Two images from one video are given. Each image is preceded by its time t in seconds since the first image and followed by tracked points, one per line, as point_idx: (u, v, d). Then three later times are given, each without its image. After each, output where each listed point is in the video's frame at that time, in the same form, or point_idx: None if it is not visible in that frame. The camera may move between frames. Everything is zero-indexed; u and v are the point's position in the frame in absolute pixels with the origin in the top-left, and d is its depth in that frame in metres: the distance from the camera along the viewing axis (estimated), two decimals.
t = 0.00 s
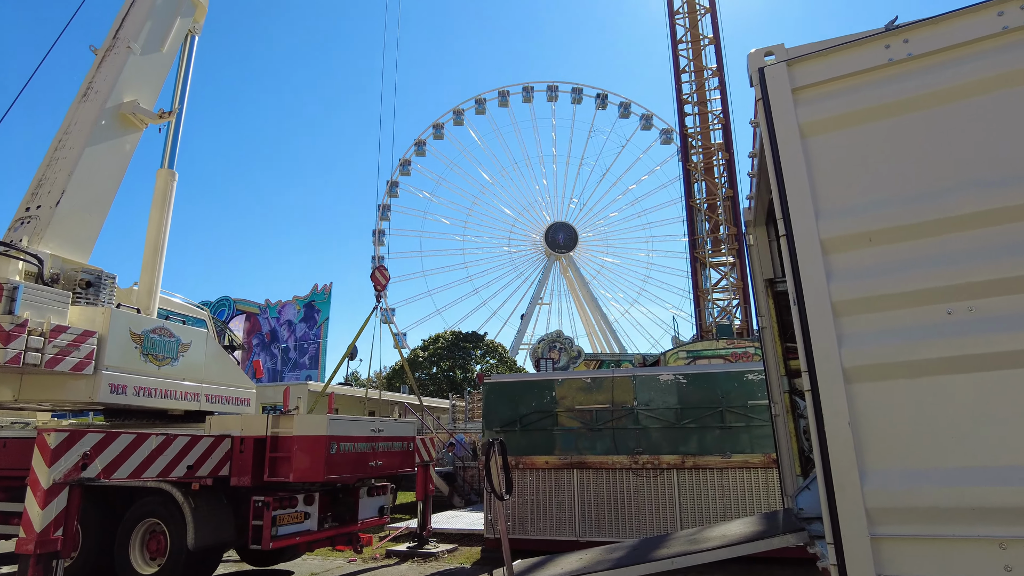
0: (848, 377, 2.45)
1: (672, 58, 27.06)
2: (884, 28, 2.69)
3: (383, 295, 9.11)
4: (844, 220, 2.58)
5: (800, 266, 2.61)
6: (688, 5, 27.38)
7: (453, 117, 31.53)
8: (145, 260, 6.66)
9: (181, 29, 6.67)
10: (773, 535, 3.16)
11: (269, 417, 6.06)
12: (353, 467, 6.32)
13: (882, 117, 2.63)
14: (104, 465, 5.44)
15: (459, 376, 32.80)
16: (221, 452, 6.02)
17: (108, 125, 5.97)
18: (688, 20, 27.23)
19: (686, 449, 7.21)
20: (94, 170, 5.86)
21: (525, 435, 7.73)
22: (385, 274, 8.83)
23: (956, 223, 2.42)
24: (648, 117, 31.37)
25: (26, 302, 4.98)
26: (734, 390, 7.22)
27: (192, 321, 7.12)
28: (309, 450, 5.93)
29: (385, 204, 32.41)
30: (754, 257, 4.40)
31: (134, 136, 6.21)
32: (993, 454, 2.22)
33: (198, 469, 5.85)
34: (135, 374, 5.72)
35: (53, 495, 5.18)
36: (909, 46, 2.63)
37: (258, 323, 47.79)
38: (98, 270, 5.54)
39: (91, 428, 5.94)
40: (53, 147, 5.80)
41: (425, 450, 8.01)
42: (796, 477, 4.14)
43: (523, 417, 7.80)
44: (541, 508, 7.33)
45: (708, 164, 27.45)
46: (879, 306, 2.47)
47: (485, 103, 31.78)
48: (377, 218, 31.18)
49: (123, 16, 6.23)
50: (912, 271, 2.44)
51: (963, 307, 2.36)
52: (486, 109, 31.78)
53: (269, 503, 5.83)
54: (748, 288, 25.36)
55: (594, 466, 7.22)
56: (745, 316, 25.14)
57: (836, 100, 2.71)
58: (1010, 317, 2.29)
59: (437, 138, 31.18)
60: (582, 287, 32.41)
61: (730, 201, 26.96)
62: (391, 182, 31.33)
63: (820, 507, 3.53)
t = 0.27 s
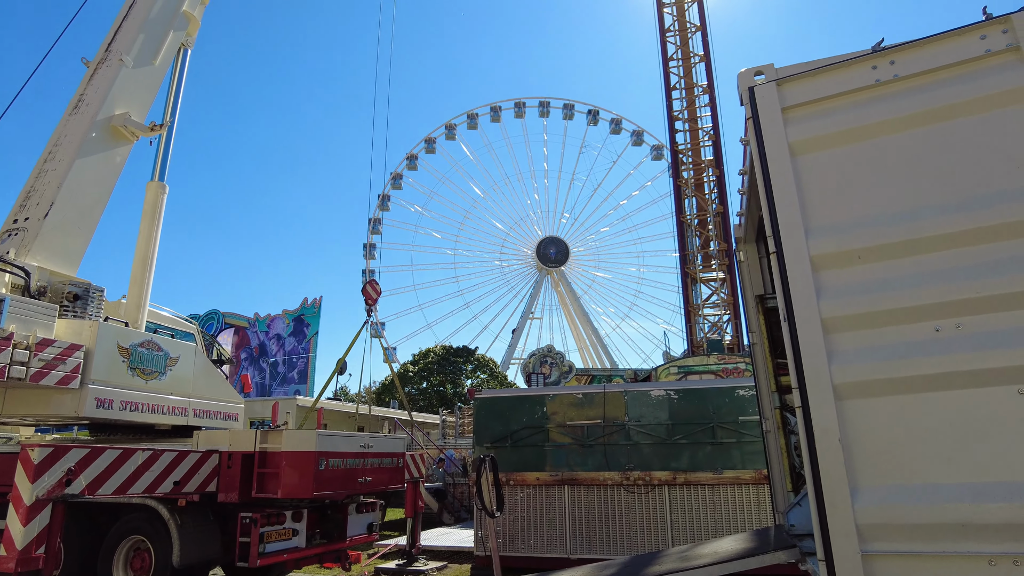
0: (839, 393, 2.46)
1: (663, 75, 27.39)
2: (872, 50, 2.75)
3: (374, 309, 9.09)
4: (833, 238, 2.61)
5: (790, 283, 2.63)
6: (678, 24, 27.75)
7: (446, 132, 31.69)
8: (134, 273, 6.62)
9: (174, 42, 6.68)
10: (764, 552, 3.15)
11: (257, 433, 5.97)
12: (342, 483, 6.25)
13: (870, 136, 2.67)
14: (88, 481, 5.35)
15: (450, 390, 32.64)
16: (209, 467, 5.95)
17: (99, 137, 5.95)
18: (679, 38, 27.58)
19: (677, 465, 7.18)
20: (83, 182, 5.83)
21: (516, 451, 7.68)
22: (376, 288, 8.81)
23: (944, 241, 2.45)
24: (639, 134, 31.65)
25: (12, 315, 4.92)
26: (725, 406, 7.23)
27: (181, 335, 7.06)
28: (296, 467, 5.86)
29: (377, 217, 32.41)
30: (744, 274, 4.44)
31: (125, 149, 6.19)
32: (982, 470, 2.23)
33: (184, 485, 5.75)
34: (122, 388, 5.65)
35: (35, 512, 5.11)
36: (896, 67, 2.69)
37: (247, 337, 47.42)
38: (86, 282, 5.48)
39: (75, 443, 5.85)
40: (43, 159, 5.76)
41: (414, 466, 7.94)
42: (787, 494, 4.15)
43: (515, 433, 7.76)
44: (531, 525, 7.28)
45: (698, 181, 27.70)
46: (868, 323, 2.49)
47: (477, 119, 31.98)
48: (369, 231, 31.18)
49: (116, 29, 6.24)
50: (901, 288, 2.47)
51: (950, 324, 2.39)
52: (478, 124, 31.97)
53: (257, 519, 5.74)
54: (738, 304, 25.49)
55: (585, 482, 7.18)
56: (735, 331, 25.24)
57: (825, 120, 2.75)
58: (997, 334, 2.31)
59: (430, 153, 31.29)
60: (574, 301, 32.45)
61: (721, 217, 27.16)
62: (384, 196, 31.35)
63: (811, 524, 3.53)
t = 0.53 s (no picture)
0: (830, 403, 2.48)
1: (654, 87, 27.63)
2: (861, 64, 2.80)
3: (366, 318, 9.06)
4: (824, 248, 2.64)
5: (782, 294, 2.65)
6: (670, 37, 28.02)
7: (438, 142, 31.78)
8: (124, 281, 6.57)
9: (167, 51, 6.69)
10: (756, 562, 3.15)
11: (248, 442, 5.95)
12: (332, 494, 6.21)
13: (859, 149, 2.71)
14: (75, 491, 5.31)
15: (441, 400, 32.51)
16: (198, 477, 5.87)
17: (91, 145, 5.93)
18: (671, 51, 27.83)
19: (669, 475, 7.18)
20: (74, 190, 5.80)
21: (507, 461, 7.66)
22: (368, 297, 8.80)
23: (933, 252, 2.48)
24: (631, 145, 31.85)
25: None
26: (716, 416, 7.25)
27: (171, 343, 7.01)
28: (286, 476, 5.82)
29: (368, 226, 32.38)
30: (736, 285, 4.47)
31: (117, 156, 6.17)
32: (972, 479, 2.25)
33: (172, 495, 5.68)
34: (110, 397, 5.60)
35: (19, 523, 5.09)
36: (885, 81, 2.73)
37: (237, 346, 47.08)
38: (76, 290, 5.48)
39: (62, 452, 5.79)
40: (33, 166, 5.73)
41: (405, 476, 7.89)
42: (779, 504, 4.15)
43: (506, 443, 7.74)
44: (523, 536, 7.24)
45: (690, 192, 27.89)
46: (859, 333, 2.51)
47: (470, 129, 32.10)
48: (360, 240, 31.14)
49: (108, 37, 6.23)
50: (891, 299, 2.49)
51: (940, 334, 2.41)
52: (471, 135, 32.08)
53: (246, 529, 5.68)
54: (729, 315, 25.61)
55: (577, 492, 7.17)
56: (726, 342, 25.33)
57: (816, 132, 2.78)
58: (985, 345, 2.34)
59: (423, 163, 31.34)
60: (565, 312, 32.48)
61: (712, 228, 27.32)
62: (376, 206, 31.33)
63: (802, 534, 3.53)
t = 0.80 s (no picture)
0: (823, 405, 2.50)
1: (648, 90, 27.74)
2: (853, 68, 2.82)
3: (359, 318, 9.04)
4: (816, 251, 2.66)
5: (775, 297, 2.67)
6: (663, 40, 28.14)
7: (432, 143, 31.76)
8: (116, 281, 6.53)
9: (160, 50, 6.66)
10: (748, 563, 3.16)
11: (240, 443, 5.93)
12: (325, 495, 6.19)
13: (851, 153, 2.73)
14: (64, 492, 5.25)
15: (434, 402, 32.47)
16: (189, 477, 5.88)
17: (82, 143, 5.89)
18: (664, 54, 27.95)
19: (661, 477, 7.20)
20: (65, 189, 5.75)
21: (500, 462, 7.66)
22: (361, 298, 8.78)
23: (924, 255, 2.51)
24: (625, 147, 31.94)
25: None
26: (709, 418, 7.28)
27: (162, 344, 6.97)
28: (278, 477, 5.80)
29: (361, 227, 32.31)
30: (728, 287, 4.49)
31: (109, 155, 6.13)
32: (961, 481, 2.28)
33: (163, 496, 5.68)
34: (101, 398, 5.56)
35: (9, 524, 5.09)
36: (877, 85, 2.76)
37: (228, 346, 46.82)
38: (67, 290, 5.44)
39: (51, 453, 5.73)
40: (23, 164, 5.68)
41: (398, 478, 7.88)
42: (771, 505, 4.17)
43: (499, 445, 7.74)
44: (515, 537, 7.24)
45: (682, 195, 28.01)
46: (851, 336, 2.53)
47: (464, 130, 32.11)
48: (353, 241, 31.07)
49: (100, 36, 6.19)
50: (883, 302, 2.52)
51: (931, 337, 2.44)
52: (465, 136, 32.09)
53: (237, 531, 5.66)
54: (721, 317, 25.72)
55: (569, 494, 7.18)
56: (718, 344, 25.44)
57: (808, 136, 2.81)
58: (975, 347, 2.37)
59: (416, 164, 31.31)
60: (558, 313, 32.52)
61: (704, 230, 27.43)
62: (369, 207, 31.26)
63: (794, 535, 3.56)
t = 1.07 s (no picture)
0: (813, 406, 2.53)
1: (640, 91, 27.81)
2: (844, 72, 2.86)
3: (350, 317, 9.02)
4: (807, 254, 2.69)
5: (765, 298, 2.70)
6: (655, 42, 28.23)
7: (424, 142, 31.70)
8: (105, 279, 6.48)
9: (151, 47, 6.62)
10: (738, 562, 3.19)
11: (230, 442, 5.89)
12: (315, 494, 6.17)
13: (842, 156, 2.76)
14: (52, 492, 5.20)
15: (425, 401, 32.42)
16: (179, 477, 5.84)
17: (71, 141, 5.84)
18: (656, 55, 28.04)
19: (651, 476, 7.23)
20: (54, 186, 5.70)
21: (491, 462, 7.67)
22: (353, 297, 8.76)
23: (912, 258, 2.54)
24: (616, 148, 32.01)
25: None
26: (699, 418, 7.32)
27: (152, 342, 6.93)
28: (268, 476, 5.77)
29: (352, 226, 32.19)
30: (719, 288, 4.53)
31: (99, 153, 6.09)
32: (948, 480, 2.31)
33: (153, 496, 5.65)
34: (90, 397, 5.52)
35: None
36: (867, 89, 2.79)
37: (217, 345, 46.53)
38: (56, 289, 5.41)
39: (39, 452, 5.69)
40: (11, 161, 5.62)
41: (389, 477, 7.86)
42: (760, 504, 4.21)
43: (490, 444, 7.75)
44: (506, 536, 7.26)
45: (673, 196, 28.12)
46: (841, 337, 2.57)
47: (456, 130, 32.07)
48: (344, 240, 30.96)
49: (91, 32, 6.13)
50: (872, 304, 2.55)
51: (919, 338, 2.47)
52: (457, 135, 32.05)
53: (226, 530, 5.64)
54: (711, 317, 25.85)
55: (560, 493, 7.21)
56: (708, 344, 25.57)
57: (799, 139, 2.84)
58: (962, 349, 2.41)
59: (408, 163, 31.24)
60: (549, 313, 32.56)
61: (695, 231, 27.56)
62: (360, 206, 31.15)
63: (783, 534, 3.59)
